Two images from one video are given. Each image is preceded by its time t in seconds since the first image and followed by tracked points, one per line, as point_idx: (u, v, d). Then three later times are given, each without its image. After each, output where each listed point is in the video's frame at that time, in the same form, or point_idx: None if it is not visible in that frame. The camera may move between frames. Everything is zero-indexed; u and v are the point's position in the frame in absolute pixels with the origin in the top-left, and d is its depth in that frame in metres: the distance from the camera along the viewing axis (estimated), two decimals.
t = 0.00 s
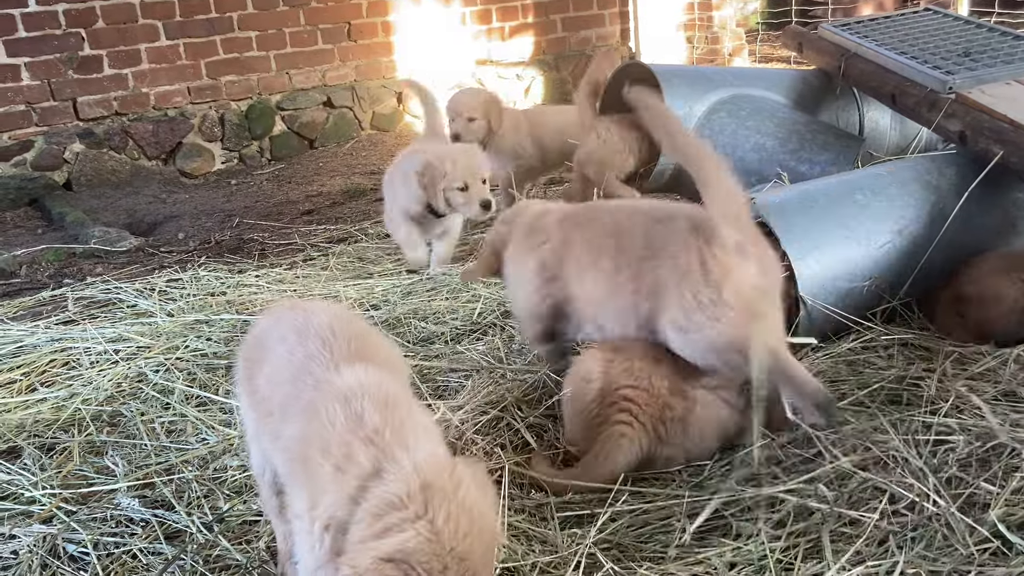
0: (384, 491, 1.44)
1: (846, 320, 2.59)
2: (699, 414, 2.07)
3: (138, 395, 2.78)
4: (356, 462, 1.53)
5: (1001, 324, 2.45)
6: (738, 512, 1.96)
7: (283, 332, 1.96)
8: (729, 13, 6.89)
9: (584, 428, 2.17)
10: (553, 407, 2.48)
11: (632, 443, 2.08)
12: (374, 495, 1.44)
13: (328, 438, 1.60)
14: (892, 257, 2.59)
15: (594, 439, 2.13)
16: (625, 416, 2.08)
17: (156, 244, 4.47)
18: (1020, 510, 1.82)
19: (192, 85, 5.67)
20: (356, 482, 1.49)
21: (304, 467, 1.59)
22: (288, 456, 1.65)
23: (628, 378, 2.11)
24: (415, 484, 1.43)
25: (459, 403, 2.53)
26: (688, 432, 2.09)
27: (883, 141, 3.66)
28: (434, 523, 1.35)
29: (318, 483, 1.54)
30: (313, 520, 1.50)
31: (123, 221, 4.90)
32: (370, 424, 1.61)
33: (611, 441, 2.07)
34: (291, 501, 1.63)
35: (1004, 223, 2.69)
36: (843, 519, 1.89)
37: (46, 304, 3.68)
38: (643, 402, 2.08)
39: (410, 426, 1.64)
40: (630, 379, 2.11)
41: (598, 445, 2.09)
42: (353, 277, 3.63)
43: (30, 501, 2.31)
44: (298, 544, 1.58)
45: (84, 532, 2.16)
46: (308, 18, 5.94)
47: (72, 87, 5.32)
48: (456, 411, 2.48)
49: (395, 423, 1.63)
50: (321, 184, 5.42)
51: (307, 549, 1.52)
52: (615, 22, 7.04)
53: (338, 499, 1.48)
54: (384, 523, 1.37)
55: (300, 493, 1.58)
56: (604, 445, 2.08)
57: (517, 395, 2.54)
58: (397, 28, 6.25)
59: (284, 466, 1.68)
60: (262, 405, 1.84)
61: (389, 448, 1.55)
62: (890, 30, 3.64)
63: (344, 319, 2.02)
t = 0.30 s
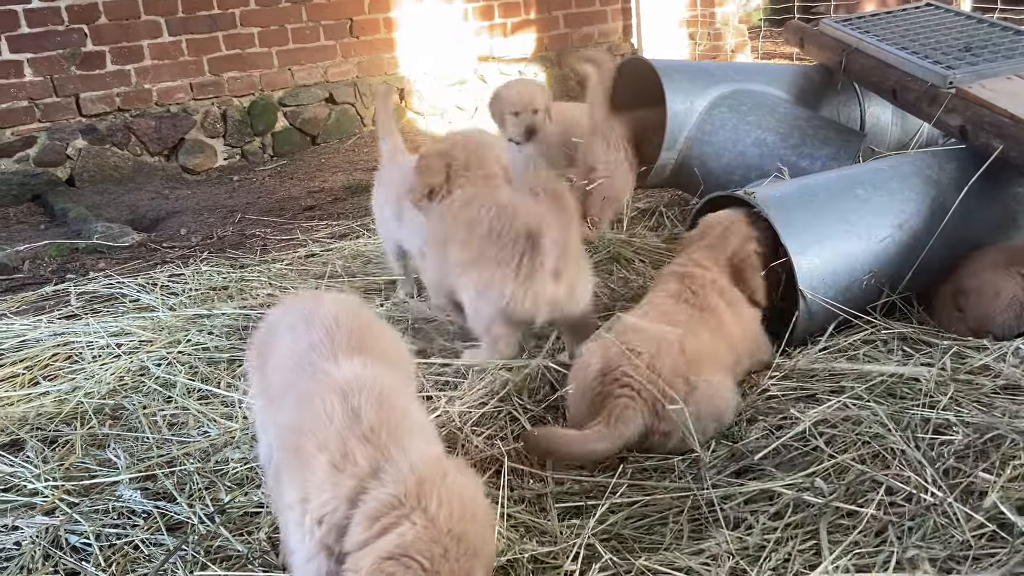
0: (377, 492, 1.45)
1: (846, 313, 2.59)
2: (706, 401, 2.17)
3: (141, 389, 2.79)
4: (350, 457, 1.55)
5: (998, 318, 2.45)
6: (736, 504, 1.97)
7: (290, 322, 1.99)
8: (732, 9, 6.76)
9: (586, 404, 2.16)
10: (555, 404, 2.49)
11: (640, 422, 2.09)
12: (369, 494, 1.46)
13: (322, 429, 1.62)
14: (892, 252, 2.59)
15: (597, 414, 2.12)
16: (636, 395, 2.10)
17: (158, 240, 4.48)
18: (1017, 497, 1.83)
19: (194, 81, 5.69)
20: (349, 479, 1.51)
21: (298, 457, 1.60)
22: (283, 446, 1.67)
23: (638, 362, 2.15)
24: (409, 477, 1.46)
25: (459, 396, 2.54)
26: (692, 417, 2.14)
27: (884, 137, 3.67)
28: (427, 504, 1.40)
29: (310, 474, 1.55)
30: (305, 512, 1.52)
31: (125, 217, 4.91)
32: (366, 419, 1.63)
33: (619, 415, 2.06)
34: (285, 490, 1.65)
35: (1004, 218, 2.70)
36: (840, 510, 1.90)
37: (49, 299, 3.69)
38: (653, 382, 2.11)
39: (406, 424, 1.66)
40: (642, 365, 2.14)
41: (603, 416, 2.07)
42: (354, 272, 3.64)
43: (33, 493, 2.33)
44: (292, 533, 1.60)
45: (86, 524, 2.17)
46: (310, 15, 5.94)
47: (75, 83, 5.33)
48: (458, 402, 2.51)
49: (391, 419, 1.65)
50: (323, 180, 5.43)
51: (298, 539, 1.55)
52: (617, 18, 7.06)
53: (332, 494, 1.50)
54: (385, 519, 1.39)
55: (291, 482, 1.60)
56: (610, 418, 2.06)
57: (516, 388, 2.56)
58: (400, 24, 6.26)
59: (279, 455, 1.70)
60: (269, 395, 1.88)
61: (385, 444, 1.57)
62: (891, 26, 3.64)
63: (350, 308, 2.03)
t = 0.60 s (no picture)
0: (383, 490, 1.47)
1: (846, 309, 2.61)
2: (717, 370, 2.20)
3: (144, 383, 2.81)
4: (354, 452, 1.56)
5: (998, 313, 2.47)
6: (736, 497, 1.98)
7: (293, 314, 2.00)
8: (734, 7, 6.77)
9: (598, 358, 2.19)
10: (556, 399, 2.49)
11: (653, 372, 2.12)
12: (375, 493, 1.48)
13: (324, 421, 1.63)
14: (893, 247, 2.60)
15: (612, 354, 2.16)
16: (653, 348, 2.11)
17: (161, 236, 4.50)
18: (1015, 486, 1.83)
19: (197, 79, 5.70)
20: (354, 475, 1.53)
21: (300, 450, 1.62)
22: (283, 437, 1.69)
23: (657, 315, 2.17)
24: (416, 478, 1.48)
25: (461, 391, 2.55)
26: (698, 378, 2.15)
27: (885, 133, 3.68)
28: (434, 504, 1.42)
29: (312, 468, 1.57)
30: (307, 504, 1.54)
31: (129, 214, 4.93)
32: (369, 414, 1.64)
33: (635, 363, 2.08)
34: (285, 482, 1.67)
35: (1003, 214, 2.71)
36: (839, 503, 1.91)
37: (52, 295, 3.71)
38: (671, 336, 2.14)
39: (408, 420, 1.67)
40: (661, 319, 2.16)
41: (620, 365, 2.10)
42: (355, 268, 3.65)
43: (37, 486, 2.34)
44: (291, 523, 1.61)
45: (90, 517, 2.19)
46: (312, 12, 5.94)
47: (78, 80, 5.34)
48: (461, 394, 2.53)
49: (392, 414, 1.66)
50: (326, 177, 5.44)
51: (298, 530, 1.56)
52: (618, 15, 7.08)
53: (337, 487, 1.52)
54: (391, 519, 1.41)
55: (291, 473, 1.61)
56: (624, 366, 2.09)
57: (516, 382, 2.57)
58: (401, 21, 6.27)
59: (279, 445, 1.71)
60: (272, 387, 1.90)
61: (389, 441, 1.59)
62: (892, 23, 3.64)
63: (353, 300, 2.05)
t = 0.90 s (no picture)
0: (365, 499, 1.48)
1: (843, 308, 2.61)
2: (701, 312, 2.21)
3: (143, 381, 2.82)
4: (335, 457, 1.57)
5: (995, 312, 2.47)
6: (733, 495, 1.98)
7: (276, 321, 2.02)
8: (734, 5, 6.76)
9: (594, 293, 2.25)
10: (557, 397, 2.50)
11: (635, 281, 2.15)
12: (358, 500, 1.48)
13: (304, 426, 1.64)
14: (890, 246, 2.60)
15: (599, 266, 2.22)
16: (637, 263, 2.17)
17: (161, 234, 4.50)
18: (1010, 483, 1.84)
19: (197, 77, 5.70)
20: (335, 480, 1.53)
21: (281, 456, 1.62)
22: (265, 443, 1.69)
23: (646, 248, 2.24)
24: (398, 486, 1.48)
25: (459, 389, 2.56)
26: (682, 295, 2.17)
27: (884, 132, 3.69)
28: (416, 514, 1.43)
29: (294, 473, 1.57)
30: (291, 511, 1.54)
31: (129, 212, 4.93)
32: (349, 418, 1.65)
33: (620, 265, 2.14)
34: (268, 488, 1.67)
35: (1001, 213, 2.71)
36: (834, 501, 1.91)
37: (52, 294, 3.71)
38: (658, 262, 2.20)
39: (388, 427, 1.68)
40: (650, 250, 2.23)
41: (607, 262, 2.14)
42: (354, 266, 3.66)
43: (37, 484, 2.35)
44: (275, 529, 1.61)
45: (90, 515, 2.19)
46: (312, 10, 5.94)
47: (78, 78, 5.34)
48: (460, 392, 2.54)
49: (373, 420, 1.67)
50: (325, 176, 5.44)
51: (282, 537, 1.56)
52: (619, 13, 7.06)
53: (319, 492, 1.52)
54: (375, 531, 1.41)
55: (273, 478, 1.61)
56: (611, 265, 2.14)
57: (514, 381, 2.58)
58: (402, 20, 6.27)
59: (261, 452, 1.72)
60: (255, 394, 1.91)
61: (369, 447, 1.59)
62: (891, 22, 3.64)
63: (334, 305, 2.06)
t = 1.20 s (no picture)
0: (376, 493, 1.48)
1: (844, 309, 2.61)
2: (687, 297, 2.20)
3: (143, 382, 2.82)
4: (343, 455, 1.58)
5: (995, 313, 2.48)
6: (733, 497, 1.98)
7: (269, 325, 2.03)
8: (734, 5, 6.74)
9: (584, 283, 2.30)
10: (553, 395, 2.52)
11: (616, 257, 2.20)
12: (370, 495, 1.49)
13: (308, 425, 1.64)
14: (891, 247, 2.60)
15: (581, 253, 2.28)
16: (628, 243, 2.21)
17: (161, 234, 4.51)
18: (1009, 485, 1.84)
19: (197, 76, 5.69)
20: (345, 477, 1.54)
21: (285, 458, 1.62)
22: (266, 446, 1.69)
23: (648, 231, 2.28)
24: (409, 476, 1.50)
25: (458, 390, 2.56)
26: (662, 278, 2.17)
27: (884, 132, 3.69)
28: (430, 493, 1.45)
29: (300, 473, 1.57)
30: (298, 509, 1.54)
31: (128, 212, 4.93)
32: (353, 417, 1.66)
33: (596, 240, 2.20)
34: (270, 491, 1.66)
35: (1001, 214, 2.71)
36: (835, 502, 1.91)
37: (52, 293, 3.71)
38: (649, 246, 2.23)
39: (391, 425, 1.70)
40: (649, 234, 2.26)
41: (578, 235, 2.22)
42: (353, 266, 3.66)
43: (37, 484, 2.35)
44: (278, 532, 1.60)
45: (89, 515, 2.19)
46: (312, 10, 5.94)
47: (78, 77, 5.34)
48: (458, 393, 2.54)
49: (377, 418, 1.69)
50: (325, 175, 5.44)
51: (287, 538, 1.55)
52: (618, 13, 7.06)
53: (328, 490, 1.52)
54: (394, 517, 1.41)
55: (277, 479, 1.61)
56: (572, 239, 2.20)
57: (513, 383, 2.58)
58: (402, 19, 6.27)
59: (261, 455, 1.71)
60: (251, 399, 1.91)
61: (375, 444, 1.61)
62: (892, 22, 3.63)
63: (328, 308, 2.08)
